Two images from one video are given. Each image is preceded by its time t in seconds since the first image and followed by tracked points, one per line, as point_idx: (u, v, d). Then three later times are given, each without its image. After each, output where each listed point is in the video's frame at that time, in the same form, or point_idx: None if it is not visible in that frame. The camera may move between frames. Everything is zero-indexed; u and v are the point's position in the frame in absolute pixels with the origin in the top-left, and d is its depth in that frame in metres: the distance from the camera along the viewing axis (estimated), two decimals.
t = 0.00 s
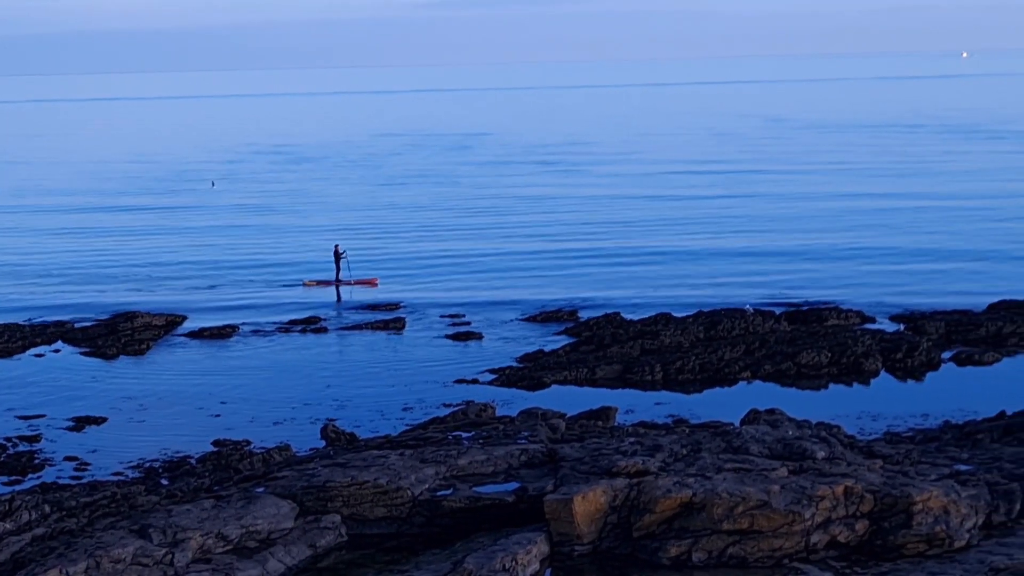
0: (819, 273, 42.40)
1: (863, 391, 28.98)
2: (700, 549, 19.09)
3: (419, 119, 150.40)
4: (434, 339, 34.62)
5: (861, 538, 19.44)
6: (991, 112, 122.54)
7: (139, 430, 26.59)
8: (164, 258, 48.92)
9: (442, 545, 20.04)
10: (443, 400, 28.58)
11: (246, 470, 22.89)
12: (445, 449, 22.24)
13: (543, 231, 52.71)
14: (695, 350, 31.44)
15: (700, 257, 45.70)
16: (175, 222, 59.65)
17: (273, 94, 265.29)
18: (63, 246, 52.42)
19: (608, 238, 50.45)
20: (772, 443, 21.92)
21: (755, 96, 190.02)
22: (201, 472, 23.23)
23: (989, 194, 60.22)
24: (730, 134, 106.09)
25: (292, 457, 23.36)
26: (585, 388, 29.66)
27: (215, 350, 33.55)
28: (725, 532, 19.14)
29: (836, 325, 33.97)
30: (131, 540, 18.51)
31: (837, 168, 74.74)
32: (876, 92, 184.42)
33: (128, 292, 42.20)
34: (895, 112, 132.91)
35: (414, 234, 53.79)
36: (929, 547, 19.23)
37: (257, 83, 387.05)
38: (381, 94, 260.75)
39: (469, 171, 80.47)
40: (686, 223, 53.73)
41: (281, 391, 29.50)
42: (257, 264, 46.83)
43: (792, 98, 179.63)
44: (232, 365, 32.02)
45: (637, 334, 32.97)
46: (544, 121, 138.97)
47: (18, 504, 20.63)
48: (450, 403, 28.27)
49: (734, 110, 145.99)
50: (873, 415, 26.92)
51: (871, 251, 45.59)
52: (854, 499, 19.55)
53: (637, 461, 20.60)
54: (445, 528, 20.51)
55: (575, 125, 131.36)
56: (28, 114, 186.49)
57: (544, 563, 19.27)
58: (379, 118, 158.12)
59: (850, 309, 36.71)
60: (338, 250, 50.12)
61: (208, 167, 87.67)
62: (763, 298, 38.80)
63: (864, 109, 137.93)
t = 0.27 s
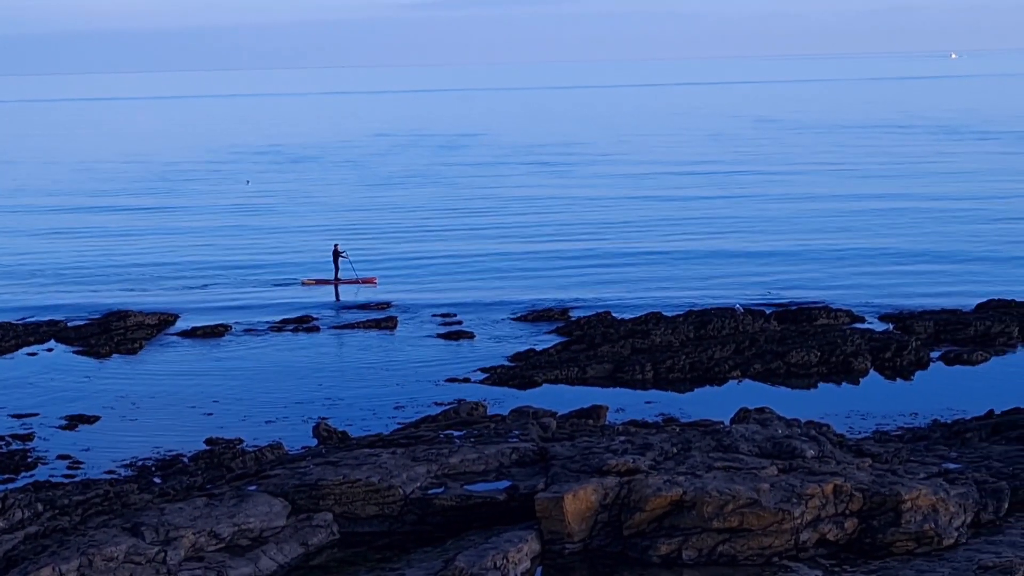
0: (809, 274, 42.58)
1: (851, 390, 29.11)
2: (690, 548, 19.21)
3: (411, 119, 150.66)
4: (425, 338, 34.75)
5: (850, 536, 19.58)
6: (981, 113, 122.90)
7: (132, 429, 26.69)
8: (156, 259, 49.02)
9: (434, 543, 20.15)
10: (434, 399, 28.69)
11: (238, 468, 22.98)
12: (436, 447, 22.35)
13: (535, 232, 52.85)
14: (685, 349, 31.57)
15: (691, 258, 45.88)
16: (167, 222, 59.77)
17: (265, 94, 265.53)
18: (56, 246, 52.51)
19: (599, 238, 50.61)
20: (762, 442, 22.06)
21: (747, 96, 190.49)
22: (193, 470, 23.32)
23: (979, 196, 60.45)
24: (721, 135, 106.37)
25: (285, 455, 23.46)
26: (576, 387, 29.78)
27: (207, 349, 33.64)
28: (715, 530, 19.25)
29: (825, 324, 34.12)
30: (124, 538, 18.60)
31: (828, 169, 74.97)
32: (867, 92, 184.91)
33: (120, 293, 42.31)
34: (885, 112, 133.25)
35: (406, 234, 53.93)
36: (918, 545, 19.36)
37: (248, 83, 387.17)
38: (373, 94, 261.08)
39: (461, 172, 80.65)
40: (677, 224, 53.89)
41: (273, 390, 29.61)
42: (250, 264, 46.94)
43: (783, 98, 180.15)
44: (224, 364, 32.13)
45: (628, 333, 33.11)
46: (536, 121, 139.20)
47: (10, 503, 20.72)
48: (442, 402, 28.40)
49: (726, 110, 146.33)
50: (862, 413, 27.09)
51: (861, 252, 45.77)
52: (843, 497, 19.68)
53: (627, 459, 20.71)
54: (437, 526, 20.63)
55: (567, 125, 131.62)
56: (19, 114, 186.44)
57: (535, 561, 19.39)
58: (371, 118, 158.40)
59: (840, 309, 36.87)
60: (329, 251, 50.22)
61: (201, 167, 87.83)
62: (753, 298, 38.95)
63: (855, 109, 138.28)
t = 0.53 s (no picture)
0: (797, 275, 42.62)
1: (839, 390, 29.14)
2: (678, 548, 19.22)
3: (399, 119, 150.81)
4: (414, 338, 34.75)
5: (838, 536, 19.61)
6: (968, 113, 123.19)
7: (120, 429, 26.66)
8: (144, 259, 48.98)
9: (422, 543, 20.16)
10: (422, 399, 28.69)
11: (226, 468, 22.96)
12: (425, 447, 22.35)
13: (523, 233, 52.86)
14: (673, 349, 31.59)
15: (679, 259, 45.91)
16: (154, 222, 59.75)
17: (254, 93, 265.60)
18: (43, 247, 52.44)
19: (587, 240, 50.63)
20: (750, 442, 22.08)
21: (734, 96, 190.83)
22: (181, 470, 23.30)
23: (966, 196, 60.57)
24: (708, 135, 106.56)
25: (273, 455, 23.45)
26: (564, 387, 29.79)
27: (195, 349, 33.62)
28: (703, 530, 19.27)
29: (813, 324, 34.16)
30: (112, 538, 18.58)
31: (816, 169, 75.11)
32: (854, 93, 185.35)
33: (108, 294, 42.26)
34: (872, 112, 133.50)
35: (394, 235, 53.95)
36: (906, 545, 19.38)
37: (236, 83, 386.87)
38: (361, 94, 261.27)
39: (449, 172, 80.71)
40: (665, 225, 53.95)
41: (262, 390, 29.59)
42: (238, 265, 46.91)
43: (771, 98, 180.59)
44: (213, 364, 32.09)
45: (616, 333, 33.13)
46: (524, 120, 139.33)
47: None
48: (430, 402, 28.40)
49: (713, 111, 146.59)
50: (850, 413, 27.14)
51: (849, 254, 45.83)
52: (831, 497, 19.70)
53: (616, 459, 20.72)
54: (425, 526, 20.64)
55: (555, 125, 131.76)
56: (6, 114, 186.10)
57: (523, 561, 19.40)
58: (359, 118, 158.52)
59: (827, 310, 36.91)
60: (317, 251, 50.20)
61: (189, 167, 87.84)
62: (741, 299, 39.01)
63: (842, 109, 138.53)
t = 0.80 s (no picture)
0: (783, 275, 42.65)
1: (827, 389, 29.13)
2: (665, 547, 19.23)
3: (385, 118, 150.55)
4: (401, 337, 34.73)
5: (825, 535, 19.63)
6: (956, 113, 123.39)
7: (106, 428, 26.62)
8: (130, 259, 48.90)
9: (409, 543, 20.15)
10: (409, 398, 28.68)
11: (213, 467, 22.94)
12: (412, 446, 22.35)
13: (510, 233, 52.85)
14: (661, 348, 31.60)
15: (666, 259, 45.92)
16: (140, 222, 59.64)
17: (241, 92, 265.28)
18: (29, 247, 52.34)
19: (574, 240, 50.63)
20: (737, 440, 22.09)
21: (722, 96, 190.97)
22: (168, 469, 23.28)
23: (953, 197, 60.66)
24: (696, 135, 106.58)
25: (260, 454, 23.43)
26: (550, 386, 29.79)
27: (182, 349, 33.55)
28: (690, 529, 19.28)
29: (801, 323, 34.17)
30: (99, 538, 18.55)
31: (803, 169, 75.20)
32: (842, 92, 185.46)
33: (94, 294, 42.19)
34: (858, 112, 133.65)
35: (381, 235, 53.89)
36: (892, 544, 19.39)
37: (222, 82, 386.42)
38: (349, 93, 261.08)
39: (436, 172, 80.69)
40: (652, 225, 53.94)
41: (249, 389, 29.56)
42: (225, 265, 46.85)
43: (759, 97, 180.78)
44: (200, 363, 32.05)
45: (603, 332, 33.12)
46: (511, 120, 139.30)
47: None
48: (418, 401, 28.39)
49: (701, 110, 146.65)
50: (836, 412, 27.17)
51: (835, 254, 45.87)
52: (818, 496, 19.73)
53: (603, 458, 20.73)
54: (412, 525, 20.62)
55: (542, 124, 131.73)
56: None
57: (511, 560, 19.41)
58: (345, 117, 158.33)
59: (814, 309, 36.93)
60: (304, 251, 50.14)
61: (175, 167, 87.71)
62: (728, 299, 39.01)
63: (829, 109, 138.64)
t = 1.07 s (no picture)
0: (773, 277, 42.64)
1: (817, 390, 29.11)
2: (655, 548, 19.18)
3: (377, 118, 150.55)
4: (390, 338, 34.67)
5: (815, 536, 19.59)
6: (948, 114, 123.54)
7: (94, 429, 26.54)
8: (119, 260, 48.79)
9: (398, 544, 20.10)
10: (399, 398, 28.62)
11: (202, 468, 22.88)
12: (401, 447, 22.30)
13: (499, 235, 52.81)
14: (651, 349, 31.57)
15: (655, 261, 45.90)
16: (130, 223, 59.60)
17: (231, 91, 265.24)
18: (18, 248, 52.22)
19: (563, 241, 50.59)
20: (727, 442, 22.06)
21: (713, 96, 191.17)
22: (157, 470, 23.21)
23: (943, 198, 60.68)
24: (687, 136, 106.58)
25: (248, 456, 23.38)
26: (540, 387, 29.75)
27: (171, 349, 33.49)
28: (680, 530, 19.23)
29: (791, 324, 34.16)
30: (87, 539, 18.48)
31: (794, 170, 75.21)
32: (834, 93, 185.70)
33: (83, 295, 42.08)
34: (849, 113, 133.72)
35: (371, 236, 53.83)
36: (883, 545, 19.35)
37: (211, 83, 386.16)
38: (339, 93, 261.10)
39: (426, 172, 80.66)
40: (641, 227, 53.91)
41: (239, 390, 29.50)
42: (214, 266, 46.76)
43: (750, 97, 180.94)
44: (188, 364, 31.97)
45: (594, 333, 33.08)
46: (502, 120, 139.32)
47: None
48: (407, 402, 28.34)
49: (692, 110, 146.66)
50: (827, 412, 27.16)
51: (825, 256, 45.86)
52: (808, 497, 19.70)
53: (593, 459, 20.69)
54: (402, 526, 20.57)
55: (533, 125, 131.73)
56: None
57: (500, 562, 19.35)
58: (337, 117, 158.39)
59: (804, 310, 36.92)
60: (293, 252, 50.06)
61: (164, 167, 87.59)
62: (718, 300, 38.99)
63: (821, 110, 138.72)
